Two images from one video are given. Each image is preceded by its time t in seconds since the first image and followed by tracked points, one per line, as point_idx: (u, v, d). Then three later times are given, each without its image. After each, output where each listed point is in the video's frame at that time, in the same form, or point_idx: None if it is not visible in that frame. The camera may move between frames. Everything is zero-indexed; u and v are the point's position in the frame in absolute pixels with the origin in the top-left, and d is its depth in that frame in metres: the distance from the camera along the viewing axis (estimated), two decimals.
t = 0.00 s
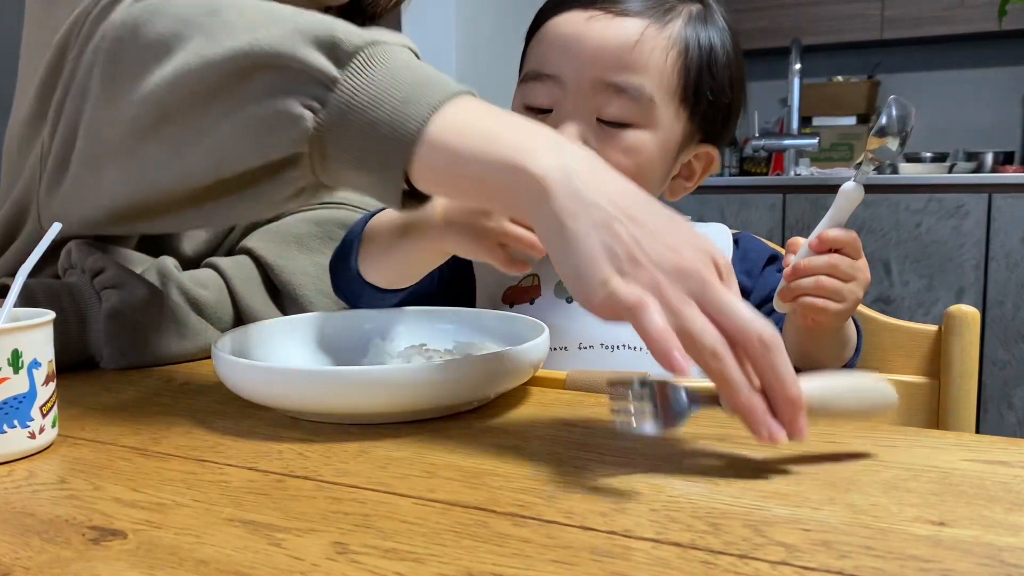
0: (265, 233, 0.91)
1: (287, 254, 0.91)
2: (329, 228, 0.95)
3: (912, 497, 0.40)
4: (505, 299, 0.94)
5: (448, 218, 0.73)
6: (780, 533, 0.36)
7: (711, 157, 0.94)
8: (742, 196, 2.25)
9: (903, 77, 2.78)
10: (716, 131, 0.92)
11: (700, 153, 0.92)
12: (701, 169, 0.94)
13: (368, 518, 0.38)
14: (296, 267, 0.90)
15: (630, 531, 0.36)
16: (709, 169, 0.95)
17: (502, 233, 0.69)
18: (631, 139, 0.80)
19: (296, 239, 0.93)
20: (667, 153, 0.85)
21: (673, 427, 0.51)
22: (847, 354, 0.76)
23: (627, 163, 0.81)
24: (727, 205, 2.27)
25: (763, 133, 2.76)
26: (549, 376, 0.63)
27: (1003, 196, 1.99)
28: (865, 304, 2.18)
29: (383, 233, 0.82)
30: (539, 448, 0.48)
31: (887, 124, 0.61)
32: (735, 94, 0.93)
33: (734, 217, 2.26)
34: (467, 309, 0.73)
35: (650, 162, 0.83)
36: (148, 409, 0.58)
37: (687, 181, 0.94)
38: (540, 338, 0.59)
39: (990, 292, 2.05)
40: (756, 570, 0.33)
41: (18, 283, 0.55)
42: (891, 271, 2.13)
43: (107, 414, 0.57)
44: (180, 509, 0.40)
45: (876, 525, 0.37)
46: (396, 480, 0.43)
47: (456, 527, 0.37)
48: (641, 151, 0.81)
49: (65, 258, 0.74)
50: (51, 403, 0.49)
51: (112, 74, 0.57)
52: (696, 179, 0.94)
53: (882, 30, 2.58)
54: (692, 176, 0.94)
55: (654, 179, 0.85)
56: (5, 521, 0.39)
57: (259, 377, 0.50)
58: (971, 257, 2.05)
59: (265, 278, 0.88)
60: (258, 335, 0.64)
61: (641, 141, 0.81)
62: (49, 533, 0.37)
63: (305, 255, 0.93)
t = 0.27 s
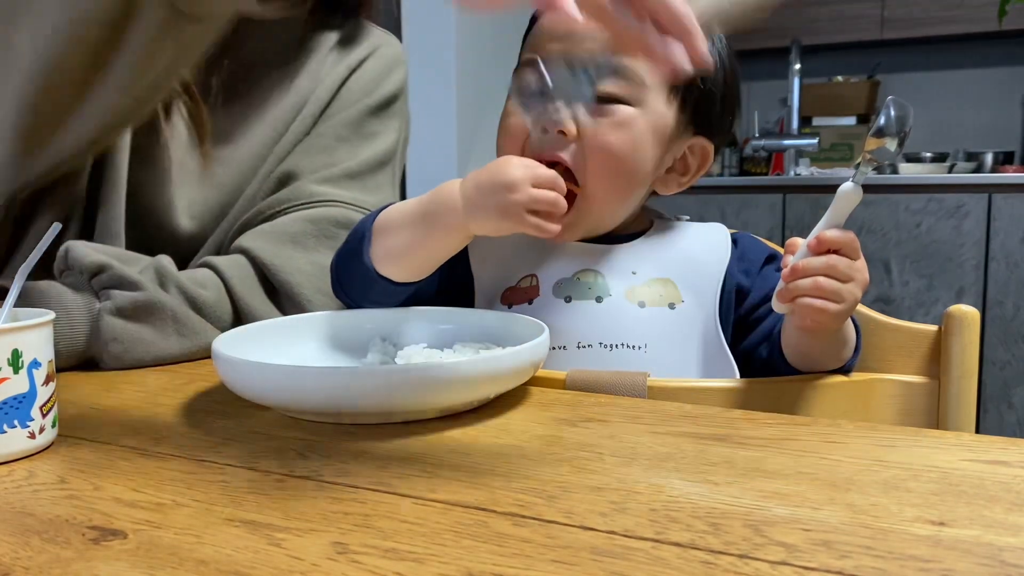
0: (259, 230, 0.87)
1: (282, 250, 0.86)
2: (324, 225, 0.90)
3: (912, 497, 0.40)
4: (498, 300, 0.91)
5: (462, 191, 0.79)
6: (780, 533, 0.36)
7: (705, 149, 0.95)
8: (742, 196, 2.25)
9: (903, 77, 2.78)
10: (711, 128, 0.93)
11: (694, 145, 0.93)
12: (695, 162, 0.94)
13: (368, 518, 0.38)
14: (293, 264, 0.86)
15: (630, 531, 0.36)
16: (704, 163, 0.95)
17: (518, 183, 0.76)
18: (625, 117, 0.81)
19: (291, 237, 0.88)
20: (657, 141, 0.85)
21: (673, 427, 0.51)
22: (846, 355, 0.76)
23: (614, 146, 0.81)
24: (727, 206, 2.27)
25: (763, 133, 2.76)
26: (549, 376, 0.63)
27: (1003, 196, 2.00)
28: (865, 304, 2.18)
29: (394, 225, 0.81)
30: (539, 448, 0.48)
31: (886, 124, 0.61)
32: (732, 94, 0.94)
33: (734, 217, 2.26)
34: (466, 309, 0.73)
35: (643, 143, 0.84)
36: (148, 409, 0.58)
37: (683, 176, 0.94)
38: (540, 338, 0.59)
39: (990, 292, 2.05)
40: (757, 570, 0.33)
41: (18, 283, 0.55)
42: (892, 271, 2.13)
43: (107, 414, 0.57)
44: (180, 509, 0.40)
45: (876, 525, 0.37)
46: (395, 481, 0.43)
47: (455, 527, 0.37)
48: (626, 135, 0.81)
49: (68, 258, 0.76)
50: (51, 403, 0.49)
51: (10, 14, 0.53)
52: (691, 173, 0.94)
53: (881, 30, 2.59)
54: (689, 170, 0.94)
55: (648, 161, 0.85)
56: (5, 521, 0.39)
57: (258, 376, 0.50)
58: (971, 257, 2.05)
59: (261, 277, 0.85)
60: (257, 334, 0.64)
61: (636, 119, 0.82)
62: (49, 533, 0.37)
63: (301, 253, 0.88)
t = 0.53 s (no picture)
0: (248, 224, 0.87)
1: (277, 246, 0.86)
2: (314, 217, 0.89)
3: (911, 497, 0.40)
4: (496, 301, 0.91)
5: (459, 183, 0.79)
6: (780, 533, 0.36)
7: (703, 154, 0.92)
8: (742, 197, 2.25)
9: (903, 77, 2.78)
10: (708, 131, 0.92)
11: (690, 147, 0.91)
12: (692, 167, 0.92)
13: (368, 518, 0.38)
14: (280, 255, 0.85)
15: (630, 531, 0.36)
16: (699, 169, 0.93)
17: (511, 166, 0.76)
18: (609, 110, 0.81)
19: (276, 229, 0.87)
20: (646, 137, 0.85)
21: (673, 427, 0.51)
22: (847, 355, 0.76)
23: (600, 137, 0.81)
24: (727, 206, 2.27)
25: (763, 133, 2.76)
26: (549, 376, 0.63)
27: (1003, 196, 1.99)
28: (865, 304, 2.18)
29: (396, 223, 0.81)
30: (539, 448, 0.48)
31: (888, 126, 0.61)
32: (729, 99, 0.94)
33: (734, 217, 2.26)
34: (465, 309, 0.73)
35: (629, 137, 0.83)
36: (148, 409, 0.58)
37: (677, 178, 0.92)
38: (540, 338, 0.59)
39: (990, 292, 2.05)
40: (757, 569, 0.33)
41: (18, 283, 0.55)
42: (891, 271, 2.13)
43: (107, 414, 0.57)
44: (180, 509, 0.40)
45: (876, 525, 0.37)
46: (395, 481, 0.43)
47: (455, 528, 0.37)
48: (613, 126, 0.81)
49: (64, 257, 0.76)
50: (52, 403, 0.49)
51: None
52: (686, 177, 0.93)
53: (882, 30, 2.59)
54: (683, 174, 0.92)
55: (635, 157, 0.84)
56: (5, 521, 0.39)
57: (258, 376, 0.50)
58: (971, 257, 2.05)
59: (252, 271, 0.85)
60: (257, 335, 0.64)
61: (620, 113, 0.81)
62: (49, 533, 0.37)
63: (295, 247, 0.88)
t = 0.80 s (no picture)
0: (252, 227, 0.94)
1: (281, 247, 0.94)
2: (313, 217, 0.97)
3: (912, 497, 0.40)
4: (496, 301, 0.91)
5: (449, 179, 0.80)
6: (780, 533, 0.36)
7: (694, 157, 0.90)
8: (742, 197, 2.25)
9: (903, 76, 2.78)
10: (702, 134, 0.90)
11: (681, 147, 0.89)
12: (681, 169, 0.90)
13: (368, 517, 0.38)
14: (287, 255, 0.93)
15: (630, 531, 0.36)
16: (689, 172, 0.90)
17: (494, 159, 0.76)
18: (590, 101, 0.80)
19: (282, 232, 0.94)
20: (629, 131, 0.83)
21: (673, 427, 0.51)
22: (846, 356, 0.76)
23: (579, 126, 0.79)
24: (727, 206, 2.27)
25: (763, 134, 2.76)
26: (549, 376, 0.63)
27: (1003, 196, 1.99)
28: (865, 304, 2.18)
29: (394, 224, 0.82)
30: (539, 448, 0.48)
31: (890, 130, 0.61)
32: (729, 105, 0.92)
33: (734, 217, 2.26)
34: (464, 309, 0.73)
35: (610, 131, 0.81)
36: (148, 409, 0.58)
37: (667, 179, 0.89)
38: (540, 338, 0.59)
39: (990, 292, 2.05)
40: (757, 569, 0.33)
41: (18, 283, 0.55)
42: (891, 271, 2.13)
43: (107, 414, 0.57)
44: (180, 509, 0.40)
45: (876, 525, 0.37)
46: (395, 480, 0.43)
47: (455, 527, 0.37)
48: (594, 117, 0.80)
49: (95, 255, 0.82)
50: (52, 403, 0.49)
51: None
52: (675, 179, 0.90)
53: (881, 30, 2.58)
54: (674, 176, 0.90)
55: (615, 152, 0.83)
56: (5, 521, 0.39)
57: (258, 376, 0.50)
58: (971, 257, 2.05)
59: (259, 267, 0.93)
60: (254, 335, 0.64)
61: (600, 104, 0.80)
62: (50, 533, 0.37)
63: (299, 246, 0.95)
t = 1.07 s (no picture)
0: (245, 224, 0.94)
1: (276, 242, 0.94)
2: (303, 210, 0.97)
3: (912, 497, 0.40)
4: (493, 302, 0.91)
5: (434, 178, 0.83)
6: (780, 533, 0.36)
7: (678, 151, 0.89)
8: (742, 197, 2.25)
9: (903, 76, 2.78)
10: (691, 127, 0.89)
11: (663, 140, 0.88)
12: (665, 163, 0.89)
13: (368, 517, 0.38)
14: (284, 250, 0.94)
15: (630, 531, 0.36)
16: (674, 166, 0.89)
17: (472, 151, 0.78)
18: (565, 95, 0.81)
19: (277, 227, 0.95)
20: (607, 124, 0.83)
21: (674, 427, 0.51)
22: (844, 357, 0.76)
23: (554, 120, 0.80)
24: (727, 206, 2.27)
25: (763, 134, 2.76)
26: (549, 376, 0.63)
27: (1003, 196, 1.99)
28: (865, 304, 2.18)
29: (385, 223, 0.85)
30: (539, 448, 0.48)
31: (891, 133, 0.61)
32: (720, 99, 0.91)
33: (734, 217, 2.26)
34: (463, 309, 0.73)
35: (585, 123, 0.81)
36: (148, 409, 0.58)
37: (650, 174, 0.88)
38: (540, 338, 0.59)
39: (990, 292, 2.05)
40: (757, 569, 0.33)
41: (17, 283, 0.55)
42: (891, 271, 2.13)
43: (107, 414, 0.57)
44: (180, 509, 0.40)
45: (876, 525, 0.37)
46: (394, 480, 0.43)
47: (455, 528, 0.37)
48: (569, 111, 0.80)
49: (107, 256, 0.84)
50: (52, 403, 0.49)
51: None
52: (659, 173, 0.89)
53: (881, 30, 2.58)
54: (659, 170, 0.89)
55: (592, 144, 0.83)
56: (5, 521, 0.39)
57: (258, 377, 0.50)
58: (971, 257, 2.05)
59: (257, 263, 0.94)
60: (252, 336, 0.64)
61: (574, 97, 0.81)
62: (50, 533, 0.37)
63: (293, 240, 0.96)
